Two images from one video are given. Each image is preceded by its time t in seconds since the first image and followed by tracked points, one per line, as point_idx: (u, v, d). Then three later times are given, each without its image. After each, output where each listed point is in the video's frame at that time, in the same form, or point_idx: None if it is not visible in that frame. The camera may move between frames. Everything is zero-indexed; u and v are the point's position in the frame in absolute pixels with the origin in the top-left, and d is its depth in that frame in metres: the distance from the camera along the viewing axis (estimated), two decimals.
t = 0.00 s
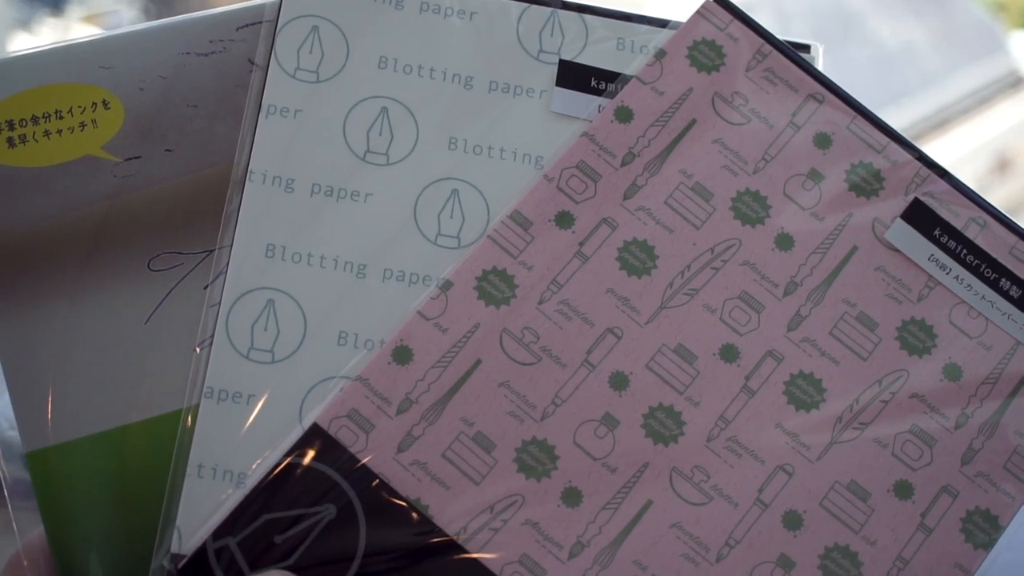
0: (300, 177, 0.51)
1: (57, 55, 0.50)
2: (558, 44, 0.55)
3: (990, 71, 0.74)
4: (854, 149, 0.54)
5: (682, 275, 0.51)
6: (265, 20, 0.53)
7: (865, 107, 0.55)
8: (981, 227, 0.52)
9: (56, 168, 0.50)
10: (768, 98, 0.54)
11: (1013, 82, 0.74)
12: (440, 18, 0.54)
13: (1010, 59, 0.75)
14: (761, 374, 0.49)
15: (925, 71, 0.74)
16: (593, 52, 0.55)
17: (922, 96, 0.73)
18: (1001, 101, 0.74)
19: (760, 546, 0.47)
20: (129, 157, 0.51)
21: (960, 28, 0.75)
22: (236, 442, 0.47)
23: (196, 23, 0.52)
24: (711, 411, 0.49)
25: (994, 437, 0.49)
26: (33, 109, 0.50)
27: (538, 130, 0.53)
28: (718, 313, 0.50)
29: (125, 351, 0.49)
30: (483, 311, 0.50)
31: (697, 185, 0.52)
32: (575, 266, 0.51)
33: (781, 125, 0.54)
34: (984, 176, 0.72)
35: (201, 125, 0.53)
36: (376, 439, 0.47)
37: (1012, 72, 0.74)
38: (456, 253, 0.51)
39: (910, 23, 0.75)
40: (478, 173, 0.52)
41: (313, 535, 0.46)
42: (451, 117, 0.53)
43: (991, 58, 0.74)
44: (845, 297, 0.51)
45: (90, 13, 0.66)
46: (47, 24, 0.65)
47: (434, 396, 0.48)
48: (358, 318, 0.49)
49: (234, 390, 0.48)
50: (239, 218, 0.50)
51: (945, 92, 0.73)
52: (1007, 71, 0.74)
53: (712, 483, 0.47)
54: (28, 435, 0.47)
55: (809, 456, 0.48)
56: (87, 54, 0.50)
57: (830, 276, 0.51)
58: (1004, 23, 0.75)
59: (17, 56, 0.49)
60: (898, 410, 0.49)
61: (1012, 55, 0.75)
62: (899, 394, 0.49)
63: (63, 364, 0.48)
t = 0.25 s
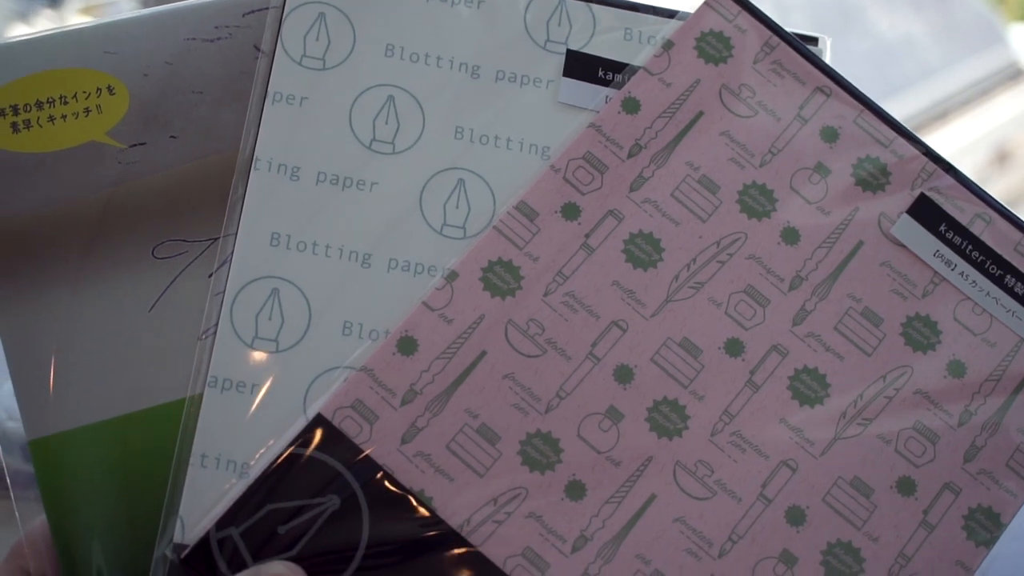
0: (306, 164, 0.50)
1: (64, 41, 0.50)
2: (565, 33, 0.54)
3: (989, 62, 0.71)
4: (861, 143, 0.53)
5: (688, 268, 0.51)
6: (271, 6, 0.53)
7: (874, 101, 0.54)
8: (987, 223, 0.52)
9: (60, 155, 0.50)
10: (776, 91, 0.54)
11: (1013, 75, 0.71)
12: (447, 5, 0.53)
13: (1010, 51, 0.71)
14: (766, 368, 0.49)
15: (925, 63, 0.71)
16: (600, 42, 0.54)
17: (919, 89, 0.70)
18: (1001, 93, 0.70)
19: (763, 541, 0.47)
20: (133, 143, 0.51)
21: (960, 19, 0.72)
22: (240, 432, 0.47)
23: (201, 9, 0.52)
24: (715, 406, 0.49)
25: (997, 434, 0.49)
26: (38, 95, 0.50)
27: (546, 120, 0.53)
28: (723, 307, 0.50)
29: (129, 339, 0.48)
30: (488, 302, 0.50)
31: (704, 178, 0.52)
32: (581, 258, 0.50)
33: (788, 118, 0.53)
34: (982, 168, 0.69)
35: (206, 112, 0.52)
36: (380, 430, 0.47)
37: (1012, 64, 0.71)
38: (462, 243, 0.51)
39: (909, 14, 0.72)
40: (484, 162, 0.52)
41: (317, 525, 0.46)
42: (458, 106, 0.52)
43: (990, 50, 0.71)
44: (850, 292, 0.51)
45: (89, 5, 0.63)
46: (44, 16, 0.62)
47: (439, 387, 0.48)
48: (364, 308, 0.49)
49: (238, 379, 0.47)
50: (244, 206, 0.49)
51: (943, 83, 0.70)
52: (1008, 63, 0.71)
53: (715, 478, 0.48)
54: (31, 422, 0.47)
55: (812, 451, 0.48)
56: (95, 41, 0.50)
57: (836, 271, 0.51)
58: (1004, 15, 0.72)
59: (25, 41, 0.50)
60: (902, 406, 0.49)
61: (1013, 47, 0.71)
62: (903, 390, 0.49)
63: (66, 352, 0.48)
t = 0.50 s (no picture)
0: (307, 157, 0.50)
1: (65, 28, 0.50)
2: (570, 26, 0.53)
3: (983, 59, 0.70)
4: (866, 143, 0.53)
5: (690, 267, 0.50)
6: None
7: (878, 100, 0.54)
8: (990, 225, 0.52)
9: (58, 144, 0.50)
10: (781, 89, 0.53)
11: (1008, 71, 0.69)
12: None
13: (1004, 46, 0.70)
14: (767, 369, 0.49)
15: (919, 60, 0.69)
16: (605, 37, 0.54)
17: (916, 85, 0.69)
18: (994, 90, 0.69)
19: (762, 543, 0.47)
20: (132, 134, 0.50)
21: (953, 15, 0.70)
22: (239, 427, 0.47)
23: None
24: (716, 406, 0.49)
25: (997, 438, 0.49)
26: (37, 83, 0.49)
27: (549, 115, 0.52)
28: (725, 307, 0.50)
29: (127, 333, 0.48)
30: (489, 299, 0.49)
31: (707, 175, 0.52)
32: (583, 255, 0.50)
33: (793, 116, 0.53)
34: (977, 166, 0.67)
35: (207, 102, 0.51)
36: (379, 427, 0.47)
37: (1006, 60, 0.69)
38: (463, 240, 0.50)
39: (903, 11, 0.70)
40: (487, 157, 0.51)
41: (315, 523, 0.46)
42: (461, 100, 0.51)
43: (983, 46, 0.70)
44: (852, 293, 0.51)
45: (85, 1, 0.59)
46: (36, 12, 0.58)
47: (439, 385, 0.48)
48: (364, 304, 0.49)
49: (237, 374, 0.47)
50: (244, 199, 0.49)
51: (939, 80, 0.69)
52: (1002, 60, 0.69)
53: (715, 479, 0.48)
54: (28, 416, 0.47)
55: (812, 454, 0.48)
56: (94, 30, 0.50)
57: (839, 271, 0.51)
58: (998, 12, 0.71)
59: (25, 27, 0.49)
60: (902, 409, 0.49)
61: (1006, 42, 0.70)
62: (904, 393, 0.49)
63: (64, 346, 0.47)
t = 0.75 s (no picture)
0: (310, 155, 0.49)
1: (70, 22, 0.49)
2: (576, 26, 0.53)
3: (980, 56, 0.69)
4: (871, 147, 0.52)
5: (693, 270, 0.50)
6: None
7: (884, 104, 0.53)
8: (994, 231, 0.51)
9: (59, 139, 0.49)
10: (786, 91, 0.52)
11: (1003, 68, 0.69)
12: None
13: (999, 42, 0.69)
14: (770, 374, 0.49)
15: (915, 58, 0.68)
16: (610, 37, 0.54)
17: (914, 83, 0.68)
18: (989, 88, 0.69)
19: (762, 548, 0.48)
20: (135, 130, 0.50)
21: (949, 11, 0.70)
22: (240, 426, 0.47)
23: None
24: (717, 411, 0.49)
25: (998, 445, 0.49)
26: (40, 77, 0.49)
27: (554, 115, 0.52)
28: (728, 311, 0.50)
29: (127, 330, 0.48)
30: (491, 300, 0.49)
31: (711, 178, 0.51)
32: (586, 257, 0.50)
33: (798, 119, 0.52)
34: (974, 166, 0.67)
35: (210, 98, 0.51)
36: (380, 428, 0.47)
37: (1001, 57, 0.69)
38: (466, 240, 0.50)
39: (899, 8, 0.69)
40: (491, 157, 0.51)
41: (315, 524, 0.46)
42: (465, 99, 0.51)
43: (979, 43, 0.69)
44: (855, 298, 0.50)
45: None
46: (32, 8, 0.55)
47: (440, 386, 0.48)
48: (366, 304, 0.49)
49: (238, 372, 0.47)
50: (246, 197, 0.48)
51: (937, 78, 0.68)
52: (999, 57, 0.69)
53: (716, 484, 0.48)
54: (26, 413, 0.47)
55: (814, 459, 0.49)
56: (96, 25, 0.49)
57: (842, 276, 0.51)
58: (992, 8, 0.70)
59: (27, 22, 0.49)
60: (904, 415, 0.49)
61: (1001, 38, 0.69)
62: (906, 399, 0.49)
63: (64, 343, 0.47)
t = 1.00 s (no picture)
0: (307, 152, 0.49)
1: (65, 16, 0.48)
2: (575, 24, 0.53)
3: (976, 53, 0.69)
4: (870, 148, 0.52)
5: (691, 270, 0.50)
6: None
7: (884, 104, 0.53)
8: (992, 232, 0.51)
9: (55, 135, 0.48)
10: (786, 91, 0.52)
11: (1000, 66, 0.69)
12: None
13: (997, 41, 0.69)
14: (767, 374, 0.49)
15: (912, 55, 0.68)
16: (610, 35, 0.53)
17: (910, 80, 0.68)
18: (986, 85, 0.69)
19: (758, 549, 0.48)
20: (132, 126, 0.49)
21: (947, 9, 0.69)
22: (236, 425, 0.47)
23: None
24: (715, 412, 0.49)
25: (993, 447, 0.49)
26: (35, 72, 0.48)
27: (553, 113, 0.51)
28: (725, 311, 0.50)
29: (123, 328, 0.47)
30: (488, 300, 0.49)
31: (710, 178, 0.51)
32: (584, 257, 0.50)
33: (797, 119, 0.52)
34: (968, 161, 0.67)
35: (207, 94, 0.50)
36: (377, 427, 0.47)
37: (998, 55, 0.69)
38: (464, 239, 0.50)
39: (896, 6, 0.69)
40: (489, 155, 0.50)
41: (311, 523, 0.46)
42: (464, 97, 0.51)
43: (976, 41, 0.69)
44: (853, 299, 0.50)
45: None
46: None
47: (437, 386, 0.48)
48: (363, 302, 0.48)
49: (234, 371, 0.47)
50: (243, 195, 0.48)
51: (932, 75, 0.68)
52: (995, 54, 0.69)
53: (713, 484, 0.48)
54: (21, 411, 0.46)
55: (810, 460, 0.49)
56: (92, 19, 0.49)
57: (840, 277, 0.51)
58: (989, 7, 0.70)
59: (22, 17, 0.48)
60: (900, 417, 0.49)
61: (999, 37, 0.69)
62: (902, 401, 0.49)
63: (60, 341, 0.47)
